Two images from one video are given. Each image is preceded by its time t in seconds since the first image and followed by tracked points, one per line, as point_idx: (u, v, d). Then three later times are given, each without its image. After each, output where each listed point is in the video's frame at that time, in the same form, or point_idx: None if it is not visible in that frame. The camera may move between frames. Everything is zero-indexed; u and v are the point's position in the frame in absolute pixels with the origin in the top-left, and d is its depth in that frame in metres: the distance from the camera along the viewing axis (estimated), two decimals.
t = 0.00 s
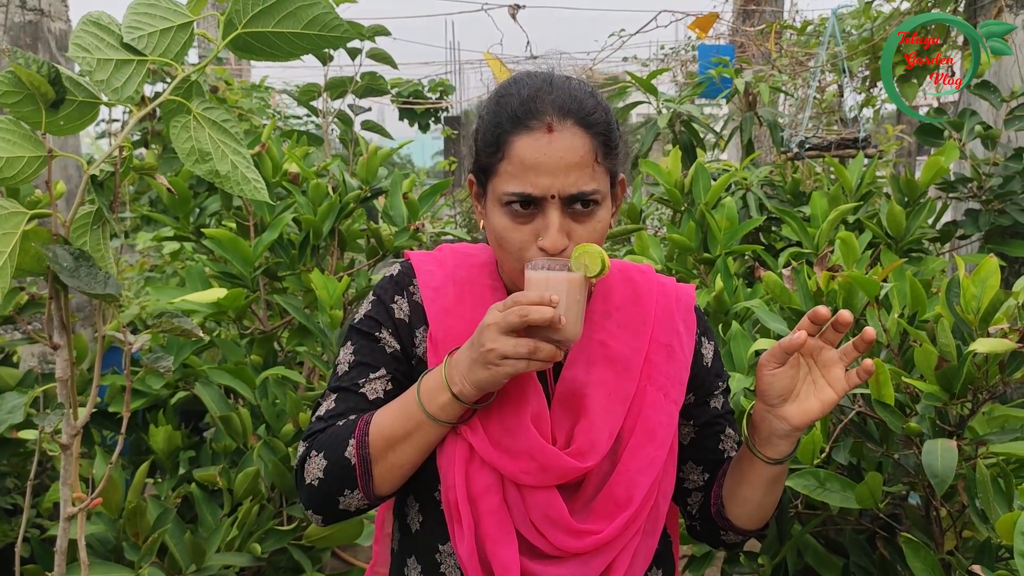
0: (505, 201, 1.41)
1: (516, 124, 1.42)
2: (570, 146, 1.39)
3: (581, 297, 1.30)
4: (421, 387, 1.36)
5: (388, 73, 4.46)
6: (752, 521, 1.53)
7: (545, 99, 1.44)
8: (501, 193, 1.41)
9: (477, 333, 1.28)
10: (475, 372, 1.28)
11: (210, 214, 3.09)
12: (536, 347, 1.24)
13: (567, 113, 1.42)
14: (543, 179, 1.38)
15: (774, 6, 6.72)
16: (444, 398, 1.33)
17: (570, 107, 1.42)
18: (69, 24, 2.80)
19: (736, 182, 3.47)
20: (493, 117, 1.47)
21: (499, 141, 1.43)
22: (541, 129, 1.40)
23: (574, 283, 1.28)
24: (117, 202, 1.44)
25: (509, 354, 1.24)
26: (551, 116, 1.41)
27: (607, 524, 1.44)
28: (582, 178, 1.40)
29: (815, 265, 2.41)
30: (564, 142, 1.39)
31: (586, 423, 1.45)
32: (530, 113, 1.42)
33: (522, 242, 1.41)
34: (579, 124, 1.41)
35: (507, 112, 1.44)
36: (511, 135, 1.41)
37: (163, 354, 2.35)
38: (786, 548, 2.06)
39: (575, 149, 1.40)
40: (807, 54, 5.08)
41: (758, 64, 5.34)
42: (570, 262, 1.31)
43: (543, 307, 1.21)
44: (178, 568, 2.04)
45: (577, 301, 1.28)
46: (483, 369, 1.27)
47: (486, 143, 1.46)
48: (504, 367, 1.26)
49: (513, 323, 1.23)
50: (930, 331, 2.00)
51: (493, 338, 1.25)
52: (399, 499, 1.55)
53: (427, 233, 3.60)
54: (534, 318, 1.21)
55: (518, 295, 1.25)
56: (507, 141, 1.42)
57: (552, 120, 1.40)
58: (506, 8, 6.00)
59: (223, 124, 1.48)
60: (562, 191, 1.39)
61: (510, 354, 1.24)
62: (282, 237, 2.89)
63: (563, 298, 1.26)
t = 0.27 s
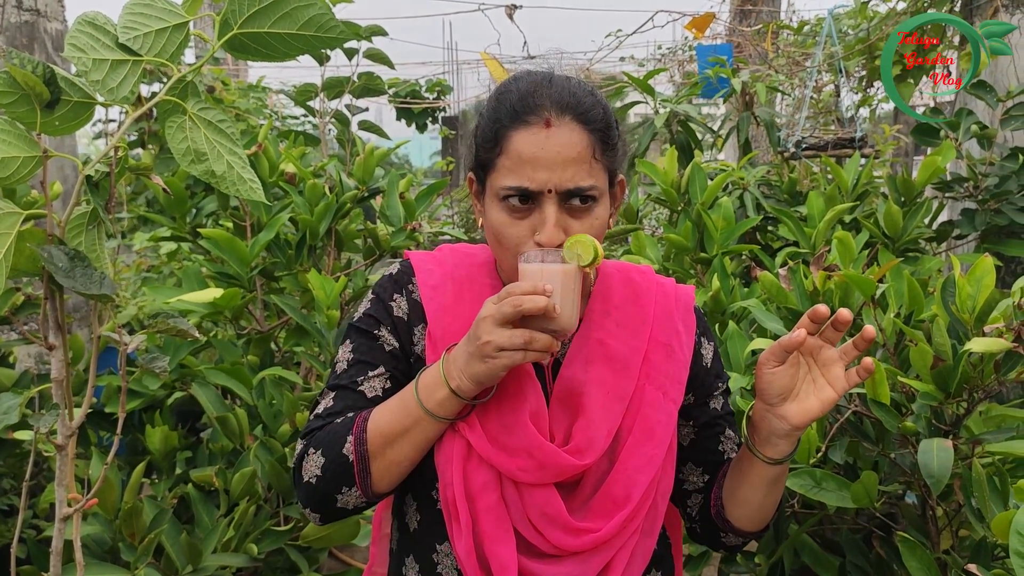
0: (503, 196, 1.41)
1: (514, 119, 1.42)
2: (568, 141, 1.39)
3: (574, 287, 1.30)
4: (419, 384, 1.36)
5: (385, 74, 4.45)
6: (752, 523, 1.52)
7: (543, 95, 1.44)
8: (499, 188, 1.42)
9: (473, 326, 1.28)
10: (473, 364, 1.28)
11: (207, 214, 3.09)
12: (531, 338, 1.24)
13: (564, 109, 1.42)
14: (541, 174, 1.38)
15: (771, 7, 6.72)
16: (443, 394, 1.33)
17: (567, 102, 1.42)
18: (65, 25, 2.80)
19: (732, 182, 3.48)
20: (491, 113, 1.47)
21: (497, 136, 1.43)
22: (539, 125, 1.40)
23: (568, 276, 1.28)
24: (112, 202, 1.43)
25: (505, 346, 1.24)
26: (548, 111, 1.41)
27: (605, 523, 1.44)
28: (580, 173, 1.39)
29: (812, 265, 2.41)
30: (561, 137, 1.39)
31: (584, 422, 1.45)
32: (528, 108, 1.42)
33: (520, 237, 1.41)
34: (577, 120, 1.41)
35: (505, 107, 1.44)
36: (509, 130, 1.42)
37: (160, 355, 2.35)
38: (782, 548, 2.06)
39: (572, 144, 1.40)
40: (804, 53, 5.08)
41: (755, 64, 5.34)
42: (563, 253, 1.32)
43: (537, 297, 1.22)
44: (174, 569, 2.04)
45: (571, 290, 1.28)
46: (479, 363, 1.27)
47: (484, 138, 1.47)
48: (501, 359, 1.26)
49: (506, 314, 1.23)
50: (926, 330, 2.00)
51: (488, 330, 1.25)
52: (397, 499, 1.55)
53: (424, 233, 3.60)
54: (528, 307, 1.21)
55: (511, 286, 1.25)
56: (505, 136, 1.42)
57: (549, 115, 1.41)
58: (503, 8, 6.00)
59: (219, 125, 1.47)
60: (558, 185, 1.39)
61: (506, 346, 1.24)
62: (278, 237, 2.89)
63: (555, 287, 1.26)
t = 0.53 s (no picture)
0: (504, 195, 1.41)
1: (515, 119, 1.42)
2: (569, 141, 1.40)
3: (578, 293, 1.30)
4: (419, 385, 1.36)
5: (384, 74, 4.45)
6: (753, 521, 1.52)
7: (546, 95, 1.44)
8: (500, 187, 1.42)
9: (476, 330, 1.27)
10: (476, 368, 1.28)
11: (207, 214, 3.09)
12: (536, 345, 1.25)
13: (566, 108, 1.43)
14: (542, 174, 1.39)
15: (770, 7, 6.73)
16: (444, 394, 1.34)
17: (570, 103, 1.43)
18: (64, 25, 2.80)
19: (731, 182, 3.48)
20: (493, 112, 1.47)
21: (499, 136, 1.43)
22: (541, 124, 1.40)
23: (571, 282, 1.27)
24: (112, 202, 1.44)
25: (509, 352, 1.24)
26: (551, 111, 1.42)
27: (605, 523, 1.44)
28: (581, 173, 1.40)
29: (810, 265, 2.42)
30: (563, 137, 1.39)
31: (584, 421, 1.46)
32: (530, 107, 1.42)
33: (519, 237, 1.41)
34: (578, 120, 1.42)
35: (507, 107, 1.44)
36: (511, 129, 1.42)
37: (159, 355, 2.35)
38: (781, 547, 2.07)
39: (574, 144, 1.40)
40: (803, 54, 5.09)
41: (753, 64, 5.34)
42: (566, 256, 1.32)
43: (543, 304, 1.21)
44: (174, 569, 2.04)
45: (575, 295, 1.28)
46: (482, 367, 1.28)
47: (486, 138, 1.47)
48: (504, 364, 1.26)
49: (511, 321, 1.23)
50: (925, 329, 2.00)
51: (493, 336, 1.25)
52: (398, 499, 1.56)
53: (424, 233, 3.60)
54: (533, 315, 1.21)
55: (516, 292, 1.24)
56: (506, 135, 1.42)
57: (551, 115, 1.41)
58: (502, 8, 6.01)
59: (218, 125, 1.48)
60: (560, 185, 1.39)
61: (510, 352, 1.24)
62: (278, 238, 2.90)
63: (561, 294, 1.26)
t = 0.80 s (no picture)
0: (508, 203, 1.42)
1: (522, 128, 1.42)
2: (577, 152, 1.40)
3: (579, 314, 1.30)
4: (417, 393, 1.36)
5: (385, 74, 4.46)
6: (751, 520, 1.53)
7: (553, 103, 1.44)
8: (504, 195, 1.42)
9: (477, 352, 1.27)
10: (477, 388, 1.29)
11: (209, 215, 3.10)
12: (540, 370, 1.25)
13: (574, 118, 1.42)
14: (548, 184, 1.39)
15: (770, 7, 6.74)
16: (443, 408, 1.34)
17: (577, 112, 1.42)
18: (66, 26, 2.81)
19: (732, 181, 3.48)
20: (498, 119, 1.46)
21: (505, 144, 1.43)
22: (548, 135, 1.40)
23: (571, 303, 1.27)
24: (115, 202, 1.44)
25: (513, 377, 1.25)
26: (558, 121, 1.41)
27: (605, 524, 1.45)
28: (588, 184, 1.40)
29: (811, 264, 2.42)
30: (571, 148, 1.39)
31: (583, 422, 1.46)
32: (537, 117, 1.42)
33: (523, 244, 1.42)
34: (586, 131, 1.41)
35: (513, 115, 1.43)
36: (518, 138, 1.41)
37: (161, 355, 2.36)
38: (782, 546, 2.07)
39: (581, 155, 1.40)
40: (803, 53, 5.09)
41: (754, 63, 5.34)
42: (567, 277, 1.31)
43: (546, 331, 1.21)
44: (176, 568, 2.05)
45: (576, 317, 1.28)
46: (484, 388, 1.28)
47: (491, 144, 1.46)
48: (507, 387, 1.27)
49: (514, 348, 1.23)
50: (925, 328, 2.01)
51: (495, 361, 1.25)
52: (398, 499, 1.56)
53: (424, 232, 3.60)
54: (537, 344, 1.20)
55: (519, 317, 1.23)
56: (512, 144, 1.42)
57: (559, 126, 1.40)
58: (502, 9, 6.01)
59: (220, 125, 1.48)
60: (567, 195, 1.39)
61: (513, 377, 1.25)
62: (279, 238, 2.90)
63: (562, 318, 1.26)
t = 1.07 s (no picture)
0: (526, 211, 1.41)
1: (542, 136, 1.41)
2: (597, 161, 1.40)
3: (553, 351, 1.30)
4: (397, 421, 1.36)
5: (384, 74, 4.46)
6: (746, 516, 1.53)
7: (571, 112, 1.43)
8: (522, 203, 1.41)
9: (453, 390, 1.27)
10: (451, 426, 1.29)
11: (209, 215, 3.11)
12: (513, 410, 1.25)
13: (593, 128, 1.42)
14: (568, 193, 1.39)
15: (769, 7, 6.74)
16: (420, 440, 1.34)
17: (596, 122, 1.42)
18: (66, 26, 2.81)
19: (731, 181, 3.49)
20: (515, 125, 1.45)
21: (523, 151, 1.41)
22: (569, 144, 1.39)
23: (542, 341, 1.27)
24: (116, 202, 1.45)
25: (485, 417, 1.25)
26: (578, 130, 1.41)
27: (601, 521, 1.46)
28: (606, 193, 1.41)
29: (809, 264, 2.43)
30: (591, 158, 1.39)
31: (579, 421, 1.46)
32: (557, 125, 1.41)
33: (539, 253, 1.42)
34: (605, 140, 1.42)
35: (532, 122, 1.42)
36: (537, 147, 1.40)
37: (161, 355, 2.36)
38: (782, 545, 2.08)
39: (601, 164, 1.41)
40: (802, 53, 5.09)
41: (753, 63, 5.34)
42: (540, 312, 1.31)
43: (516, 372, 1.21)
44: (177, 567, 2.06)
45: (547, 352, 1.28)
46: (460, 424, 1.28)
47: (507, 151, 1.44)
48: (482, 427, 1.27)
49: (485, 388, 1.23)
50: (924, 328, 2.01)
51: (468, 400, 1.25)
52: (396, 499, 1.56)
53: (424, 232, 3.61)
54: (506, 383, 1.20)
55: (490, 356, 1.23)
56: (531, 152, 1.40)
57: (579, 135, 1.40)
58: (502, 8, 6.01)
59: (222, 126, 1.49)
60: (586, 205, 1.40)
61: (486, 418, 1.25)
62: (279, 238, 2.91)
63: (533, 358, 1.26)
